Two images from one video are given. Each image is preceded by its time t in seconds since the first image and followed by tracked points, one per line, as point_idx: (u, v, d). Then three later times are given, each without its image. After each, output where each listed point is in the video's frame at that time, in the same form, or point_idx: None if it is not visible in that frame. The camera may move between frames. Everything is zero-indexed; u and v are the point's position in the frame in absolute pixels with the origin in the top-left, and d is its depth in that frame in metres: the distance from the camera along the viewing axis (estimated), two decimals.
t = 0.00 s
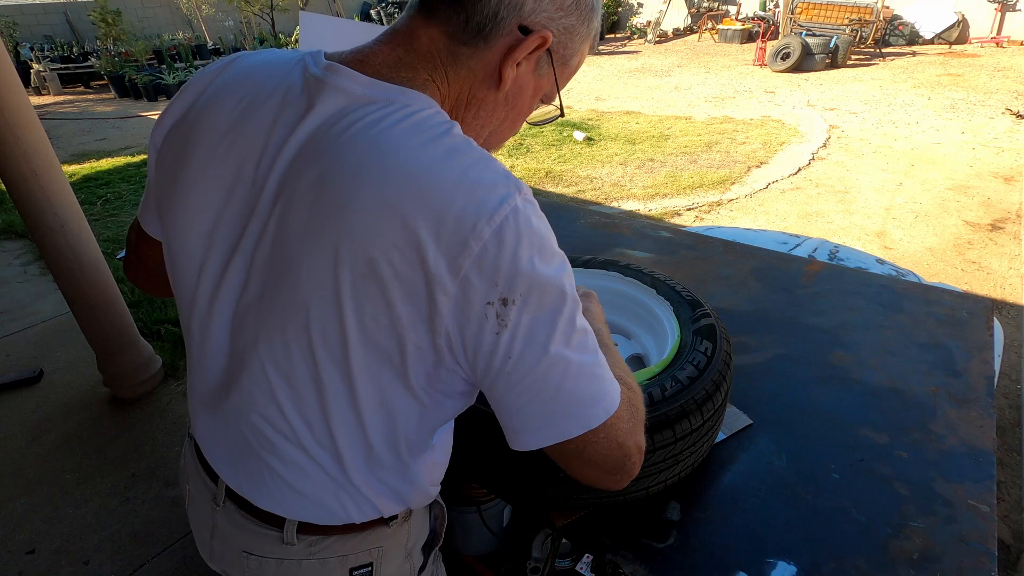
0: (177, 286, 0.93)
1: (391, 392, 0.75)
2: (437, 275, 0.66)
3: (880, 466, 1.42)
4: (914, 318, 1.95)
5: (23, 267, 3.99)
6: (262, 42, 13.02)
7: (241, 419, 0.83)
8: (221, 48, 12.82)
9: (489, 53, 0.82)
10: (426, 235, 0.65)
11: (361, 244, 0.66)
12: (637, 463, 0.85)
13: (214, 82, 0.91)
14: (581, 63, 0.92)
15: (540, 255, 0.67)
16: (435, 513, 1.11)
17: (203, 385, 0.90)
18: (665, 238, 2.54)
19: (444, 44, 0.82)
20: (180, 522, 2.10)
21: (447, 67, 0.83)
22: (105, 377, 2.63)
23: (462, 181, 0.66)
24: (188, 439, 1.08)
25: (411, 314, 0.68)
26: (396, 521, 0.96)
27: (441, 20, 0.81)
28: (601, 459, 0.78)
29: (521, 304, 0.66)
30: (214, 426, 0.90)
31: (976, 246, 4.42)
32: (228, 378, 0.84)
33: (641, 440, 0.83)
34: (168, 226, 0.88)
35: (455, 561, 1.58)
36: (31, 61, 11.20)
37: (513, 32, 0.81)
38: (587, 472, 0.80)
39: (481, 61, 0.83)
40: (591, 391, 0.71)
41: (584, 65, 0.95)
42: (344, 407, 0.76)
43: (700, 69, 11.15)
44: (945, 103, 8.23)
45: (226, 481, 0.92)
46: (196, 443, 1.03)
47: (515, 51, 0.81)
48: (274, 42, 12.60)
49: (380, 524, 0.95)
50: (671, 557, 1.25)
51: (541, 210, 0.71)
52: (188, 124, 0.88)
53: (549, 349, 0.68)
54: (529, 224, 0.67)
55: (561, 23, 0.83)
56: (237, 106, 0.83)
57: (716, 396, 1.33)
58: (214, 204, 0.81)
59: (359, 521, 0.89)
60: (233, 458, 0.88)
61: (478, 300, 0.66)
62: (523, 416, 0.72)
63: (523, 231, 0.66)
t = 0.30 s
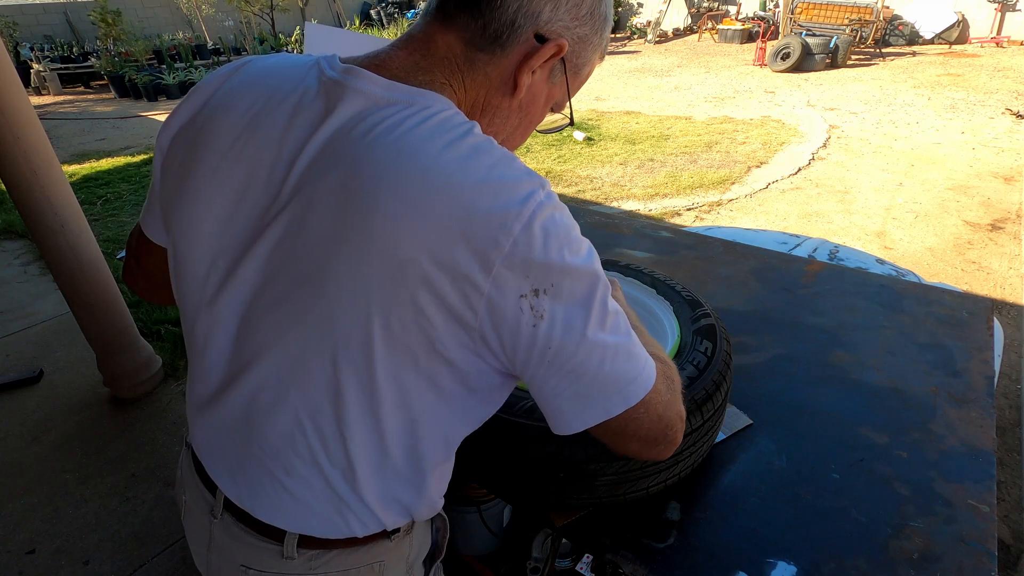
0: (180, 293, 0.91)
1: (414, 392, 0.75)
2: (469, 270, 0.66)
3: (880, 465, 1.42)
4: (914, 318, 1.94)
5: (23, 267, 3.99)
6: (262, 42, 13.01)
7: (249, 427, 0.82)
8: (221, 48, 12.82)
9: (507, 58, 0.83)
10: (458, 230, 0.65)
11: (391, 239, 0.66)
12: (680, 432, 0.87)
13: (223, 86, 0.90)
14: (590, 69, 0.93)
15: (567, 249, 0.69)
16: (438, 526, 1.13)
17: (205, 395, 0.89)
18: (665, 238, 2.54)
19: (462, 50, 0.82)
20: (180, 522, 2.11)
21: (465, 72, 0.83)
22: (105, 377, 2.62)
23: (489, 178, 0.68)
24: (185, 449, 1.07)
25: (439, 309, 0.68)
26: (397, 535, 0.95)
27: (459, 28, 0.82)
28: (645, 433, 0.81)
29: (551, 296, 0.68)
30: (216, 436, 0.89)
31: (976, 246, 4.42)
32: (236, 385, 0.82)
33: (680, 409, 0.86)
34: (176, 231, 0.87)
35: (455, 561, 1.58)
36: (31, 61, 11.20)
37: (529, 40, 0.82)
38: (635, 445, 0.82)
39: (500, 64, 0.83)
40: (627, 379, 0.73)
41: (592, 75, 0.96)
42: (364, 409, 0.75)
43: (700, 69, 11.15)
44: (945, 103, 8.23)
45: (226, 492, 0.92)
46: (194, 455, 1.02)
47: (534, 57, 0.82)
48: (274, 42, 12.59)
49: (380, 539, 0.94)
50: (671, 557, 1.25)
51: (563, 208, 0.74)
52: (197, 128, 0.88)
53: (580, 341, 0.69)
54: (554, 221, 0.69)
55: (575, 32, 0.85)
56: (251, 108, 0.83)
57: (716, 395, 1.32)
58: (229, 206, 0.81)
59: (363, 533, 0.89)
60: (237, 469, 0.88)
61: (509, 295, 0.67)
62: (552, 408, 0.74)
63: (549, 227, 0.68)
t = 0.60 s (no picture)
0: (187, 295, 0.91)
1: (420, 381, 0.74)
2: (474, 254, 0.66)
3: (880, 465, 1.42)
4: (914, 318, 1.94)
5: (22, 267, 3.98)
6: (262, 42, 13.01)
7: (257, 426, 0.82)
8: (221, 48, 12.82)
9: (507, 54, 0.83)
10: (461, 216, 0.66)
11: (396, 225, 0.66)
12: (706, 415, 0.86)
13: (227, 88, 0.90)
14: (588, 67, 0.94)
15: (570, 233, 0.69)
16: (442, 527, 1.11)
17: (211, 396, 0.89)
18: (665, 238, 2.54)
19: (463, 47, 0.83)
20: (180, 522, 2.11)
21: (466, 69, 0.83)
22: (106, 377, 2.63)
23: (490, 165, 0.69)
24: (191, 450, 1.07)
25: (444, 296, 0.68)
26: (402, 535, 0.96)
27: (460, 25, 0.82)
28: (671, 415, 0.79)
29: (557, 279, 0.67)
30: (223, 436, 0.89)
31: (976, 246, 4.42)
32: (243, 381, 0.81)
33: (702, 389, 0.85)
34: (182, 231, 0.87)
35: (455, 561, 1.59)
36: (31, 61, 11.20)
37: (528, 36, 0.82)
38: (662, 431, 0.81)
39: (501, 60, 0.83)
40: (638, 362, 0.72)
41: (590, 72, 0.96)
42: (372, 399, 0.75)
43: (700, 69, 11.15)
44: (945, 103, 8.23)
45: (231, 493, 0.92)
46: (200, 455, 1.02)
47: (534, 52, 0.82)
48: (274, 42, 12.59)
49: (386, 538, 0.94)
50: (671, 556, 1.25)
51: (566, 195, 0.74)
52: (202, 130, 0.88)
53: (586, 324, 0.68)
54: (555, 206, 0.70)
55: (572, 28, 0.85)
56: (255, 107, 0.84)
57: (716, 395, 1.32)
58: (236, 203, 0.81)
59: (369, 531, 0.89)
60: (243, 468, 0.87)
61: (515, 280, 0.67)
62: (561, 393, 0.73)
63: (551, 213, 0.69)
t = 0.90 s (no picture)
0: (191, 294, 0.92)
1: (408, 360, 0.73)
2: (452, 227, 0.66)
3: (879, 465, 1.42)
4: (915, 318, 1.94)
5: (22, 267, 3.98)
6: (262, 42, 13.00)
7: (259, 416, 0.83)
8: (221, 48, 12.82)
9: (487, 44, 0.83)
10: (439, 192, 0.66)
11: (384, 199, 0.67)
12: (714, 414, 0.83)
13: (225, 89, 0.92)
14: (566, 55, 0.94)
15: (550, 206, 0.68)
16: (444, 519, 1.09)
17: (214, 393, 0.90)
18: (665, 238, 2.54)
19: (445, 39, 0.83)
20: (180, 522, 2.10)
21: (448, 60, 0.84)
22: (105, 377, 2.63)
23: (470, 144, 0.69)
24: (197, 447, 1.08)
25: (427, 271, 0.68)
26: (406, 523, 0.95)
27: (442, 19, 0.83)
28: (665, 411, 0.76)
29: (538, 247, 0.66)
30: (227, 430, 0.89)
31: (976, 246, 4.42)
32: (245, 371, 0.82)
33: (709, 389, 0.81)
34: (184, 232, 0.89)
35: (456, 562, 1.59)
36: (31, 61, 11.21)
37: (505, 25, 0.83)
38: (659, 430, 0.78)
39: (483, 49, 0.84)
40: (636, 338, 0.68)
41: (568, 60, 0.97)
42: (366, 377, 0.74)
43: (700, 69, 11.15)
44: (945, 103, 8.22)
45: (239, 484, 0.92)
46: (206, 450, 1.03)
47: (512, 39, 0.83)
48: (274, 42, 12.59)
49: (389, 527, 0.94)
50: (671, 556, 1.25)
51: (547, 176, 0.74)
52: (198, 135, 0.89)
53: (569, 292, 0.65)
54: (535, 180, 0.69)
55: (547, 15, 0.86)
56: (247, 102, 0.86)
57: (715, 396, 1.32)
58: (235, 198, 0.81)
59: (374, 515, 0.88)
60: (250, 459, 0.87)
61: (495, 248, 0.66)
62: (550, 372, 0.70)
63: (532, 186, 0.68)
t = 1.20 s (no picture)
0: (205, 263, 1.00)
1: (343, 324, 0.75)
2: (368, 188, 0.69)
3: (879, 465, 1.42)
4: (915, 318, 1.94)
5: (22, 267, 3.98)
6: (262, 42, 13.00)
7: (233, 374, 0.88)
8: (221, 47, 12.82)
9: (446, 33, 0.86)
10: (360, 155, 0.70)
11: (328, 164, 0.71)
12: (547, 447, 0.73)
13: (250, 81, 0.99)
14: (532, 42, 0.96)
15: (473, 173, 0.69)
16: (436, 500, 1.11)
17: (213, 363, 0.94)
18: (665, 238, 2.54)
19: (411, 31, 0.87)
20: (180, 522, 2.10)
21: (413, 49, 0.87)
22: (105, 377, 2.63)
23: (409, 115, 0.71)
24: (202, 417, 1.11)
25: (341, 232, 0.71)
26: (392, 494, 0.96)
27: (407, 15, 0.87)
28: (481, 407, 0.69)
29: (449, 211, 0.67)
30: (223, 395, 0.94)
31: (976, 246, 4.42)
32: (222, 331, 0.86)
33: (544, 417, 0.71)
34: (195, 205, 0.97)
35: (456, 560, 1.59)
36: (31, 61, 11.21)
37: (464, 13, 0.85)
38: (469, 426, 0.71)
39: (442, 39, 0.87)
40: (504, 315, 0.65)
41: (536, 46, 0.99)
42: (314, 340, 0.76)
43: (699, 69, 11.15)
44: (945, 103, 8.22)
45: (238, 446, 0.93)
46: (209, 417, 1.05)
47: (469, 25, 0.85)
48: (275, 42, 12.60)
49: (376, 493, 0.95)
50: (671, 556, 1.25)
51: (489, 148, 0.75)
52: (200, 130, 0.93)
53: (469, 255, 0.66)
54: (464, 147, 0.70)
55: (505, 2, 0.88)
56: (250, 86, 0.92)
57: (716, 396, 1.32)
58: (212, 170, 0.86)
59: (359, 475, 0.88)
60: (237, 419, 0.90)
61: (409, 209, 0.67)
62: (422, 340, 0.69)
63: (461, 152, 0.69)
